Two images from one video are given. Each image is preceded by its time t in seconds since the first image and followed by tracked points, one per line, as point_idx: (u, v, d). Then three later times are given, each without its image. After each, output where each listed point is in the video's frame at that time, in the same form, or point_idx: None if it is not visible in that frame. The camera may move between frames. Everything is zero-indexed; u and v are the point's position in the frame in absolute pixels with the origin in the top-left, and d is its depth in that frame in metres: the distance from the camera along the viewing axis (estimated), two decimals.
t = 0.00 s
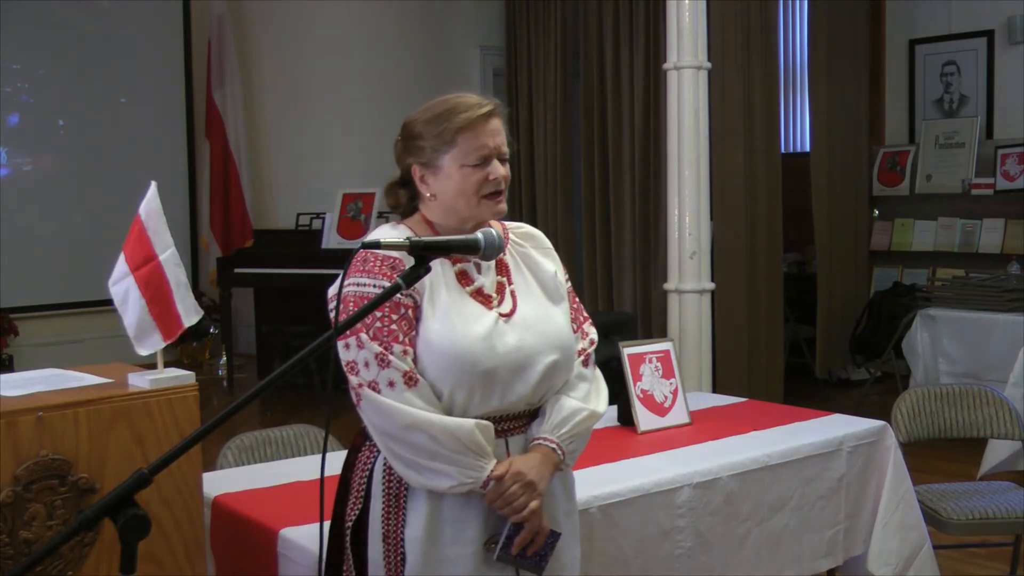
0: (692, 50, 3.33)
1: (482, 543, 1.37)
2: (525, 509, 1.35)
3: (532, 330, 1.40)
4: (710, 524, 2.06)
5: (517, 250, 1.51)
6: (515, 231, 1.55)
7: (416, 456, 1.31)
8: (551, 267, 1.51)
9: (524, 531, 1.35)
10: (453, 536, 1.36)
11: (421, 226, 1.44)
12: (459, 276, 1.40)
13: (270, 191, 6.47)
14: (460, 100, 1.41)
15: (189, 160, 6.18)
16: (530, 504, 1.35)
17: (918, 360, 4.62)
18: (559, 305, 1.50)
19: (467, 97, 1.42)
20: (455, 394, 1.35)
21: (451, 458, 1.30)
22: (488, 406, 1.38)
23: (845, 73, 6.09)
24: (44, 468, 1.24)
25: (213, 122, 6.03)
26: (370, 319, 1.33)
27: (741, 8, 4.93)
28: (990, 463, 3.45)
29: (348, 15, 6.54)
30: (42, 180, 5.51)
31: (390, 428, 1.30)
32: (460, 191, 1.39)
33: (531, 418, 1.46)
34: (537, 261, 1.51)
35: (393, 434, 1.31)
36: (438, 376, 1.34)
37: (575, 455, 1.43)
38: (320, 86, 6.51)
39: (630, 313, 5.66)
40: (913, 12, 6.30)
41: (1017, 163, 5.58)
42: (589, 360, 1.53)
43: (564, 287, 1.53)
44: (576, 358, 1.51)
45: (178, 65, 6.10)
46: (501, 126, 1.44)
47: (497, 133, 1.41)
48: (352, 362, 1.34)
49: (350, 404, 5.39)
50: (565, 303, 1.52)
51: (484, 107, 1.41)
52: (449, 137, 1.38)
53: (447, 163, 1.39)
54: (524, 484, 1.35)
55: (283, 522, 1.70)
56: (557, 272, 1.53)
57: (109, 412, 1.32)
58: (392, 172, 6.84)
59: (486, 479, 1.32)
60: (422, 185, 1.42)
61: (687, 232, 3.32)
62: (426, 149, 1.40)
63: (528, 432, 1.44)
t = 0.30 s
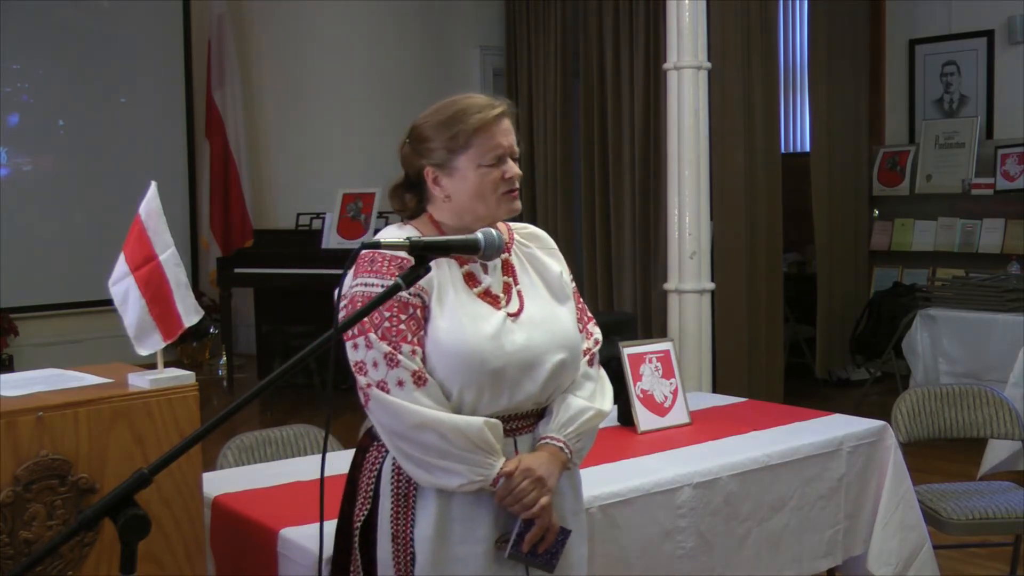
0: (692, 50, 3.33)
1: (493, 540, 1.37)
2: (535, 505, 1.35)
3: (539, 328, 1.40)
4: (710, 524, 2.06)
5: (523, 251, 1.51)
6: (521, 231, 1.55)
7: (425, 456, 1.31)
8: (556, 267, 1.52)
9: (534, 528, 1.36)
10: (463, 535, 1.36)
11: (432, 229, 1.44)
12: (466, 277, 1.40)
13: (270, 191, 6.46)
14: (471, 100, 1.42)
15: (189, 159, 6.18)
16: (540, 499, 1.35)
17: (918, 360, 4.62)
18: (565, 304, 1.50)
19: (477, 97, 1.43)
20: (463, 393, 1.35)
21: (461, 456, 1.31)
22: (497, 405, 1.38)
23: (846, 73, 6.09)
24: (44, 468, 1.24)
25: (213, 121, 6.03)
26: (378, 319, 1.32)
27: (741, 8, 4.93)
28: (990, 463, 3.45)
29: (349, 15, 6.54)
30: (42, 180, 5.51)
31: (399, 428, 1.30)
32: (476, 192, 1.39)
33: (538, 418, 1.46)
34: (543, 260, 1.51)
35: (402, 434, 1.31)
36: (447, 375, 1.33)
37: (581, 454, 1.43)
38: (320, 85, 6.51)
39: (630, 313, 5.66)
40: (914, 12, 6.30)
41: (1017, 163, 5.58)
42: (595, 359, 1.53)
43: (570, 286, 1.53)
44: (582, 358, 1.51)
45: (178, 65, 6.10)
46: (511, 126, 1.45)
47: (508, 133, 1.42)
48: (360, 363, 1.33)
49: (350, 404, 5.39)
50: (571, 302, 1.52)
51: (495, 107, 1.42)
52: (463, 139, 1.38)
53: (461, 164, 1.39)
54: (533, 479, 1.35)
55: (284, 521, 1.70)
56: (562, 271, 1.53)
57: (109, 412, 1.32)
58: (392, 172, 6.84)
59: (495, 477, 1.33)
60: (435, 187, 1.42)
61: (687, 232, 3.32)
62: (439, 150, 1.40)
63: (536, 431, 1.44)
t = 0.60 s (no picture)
0: (692, 50, 3.33)
1: (497, 541, 1.38)
2: (541, 507, 1.36)
3: (545, 330, 1.40)
4: (710, 524, 2.06)
5: (528, 253, 1.51)
6: (525, 233, 1.55)
7: (432, 456, 1.31)
8: (562, 269, 1.52)
9: (540, 529, 1.36)
10: (467, 535, 1.36)
11: (438, 228, 1.44)
12: (473, 278, 1.40)
13: (269, 191, 6.46)
14: (480, 100, 1.42)
15: (189, 159, 6.18)
16: (546, 501, 1.36)
17: (918, 360, 4.62)
18: (570, 306, 1.50)
19: (486, 98, 1.43)
20: (470, 393, 1.34)
21: (468, 457, 1.31)
22: (503, 405, 1.38)
23: (846, 72, 6.09)
24: (44, 468, 1.24)
25: (213, 121, 6.03)
26: (387, 318, 1.32)
27: (741, 9, 4.93)
28: (990, 463, 3.45)
29: (349, 15, 6.54)
30: (42, 180, 5.52)
31: (407, 428, 1.30)
32: (484, 192, 1.39)
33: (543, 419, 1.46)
34: (547, 262, 1.52)
35: (410, 433, 1.31)
36: (454, 375, 1.33)
37: (586, 456, 1.44)
38: (320, 85, 6.51)
39: (630, 313, 5.65)
40: (914, 12, 6.30)
41: (1017, 163, 5.58)
42: (597, 361, 1.54)
43: (575, 288, 1.53)
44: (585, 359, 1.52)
45: (178, 65, 6.10)
46: (519, 127, 1.45)
47: (517, 134, 1.42)
48: (370, 361, 1.33)
49: (350, 404, 5.39)
50: (576, 304, 1.53)
51: (504, 108, 1.42)
52: (472, 139, 1.38)
53: (470, 164, 1.39)
54: (540, 481, 1.35)
55: (284, 522, 1.70)
56: (567, 274, 1.53)
57: (109, 412, 1.32)
58: (391, 172, 6.84)
59: (502, 478, 1.33)
60: (442, 186, 1.42)
61: (687, 232, 3.32)
62: (448, 149, 1.40)
63: (541, 432, 1.44)
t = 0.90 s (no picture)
0: (692, 50, 3.33)
1: (499, 540, 1.38)
2: (543, 507, 1.35)
3: (547, 329, 1.40)
4: (710, 525, 2.06)
5: (529, 252, 1.51)
6: (526, 234, 1.55)
7: (435, 455, 1.31)
8: (563, 269, 1.52)
9: (542, 529, 1.36)
10: (470, 535, 1.36)
11: (438, 227, 1.44)
12: (474, 277, 1.40)
13: (269, 191, 6.46)
14: (481, 101, 1.42)
15: (189, 159, 6.18)
16: (548, 501, 1.36)
17: (918, 360, 4.62)
18: (572, 306, 1.50)
19: (487, 98, 1.43)
20: (472, 392, 1.34)
21: (471, 456, 1.31)
22: (504, 405, 1.38)
23: (846, 72, 6.09)
24: (44, 468, 1.24)
25: (213, 121, 6.03)
26: (389, 317, 1.33)
27: (741, 9, 4.93)
28: (990, 462, 3.45)
29: (349, 15, 6.55)
30: (42, 180, 5.51)
31: (409, 426, 1.30)
32: (483, 193, 1.39)
33: (545, 418, 1.46)
34: (549, 261, 1.52)
35: (413, 432, 1.31)
36: (457, 373, 1.33)
37: (587, 456, 1.44)
38: (320, 84, 6.51)
39: (630, 313, 5.65)
40: (913, 12, 6.30)
41: (1017, 163, 5.59)
42: (599, 361, 1.54)
43: (576, 288, 1.53)
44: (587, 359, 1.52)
45: (178, 65, 6.10)
46: (520, 128, 1.45)
47: (518, 135, 1.43)
48: (372, 361, 1.34)
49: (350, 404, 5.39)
50: (578, 304, 1.53)
51: (506, 108, 1.42)
52: (473, 139, 1.38)
53: (470, 164, 1.39)
54: (541, 481, 1.35)
55: (284, 521, 1.70)
56: (568, 273, 1.53)
57: (109, 412, 1.32)
58: (391, 172, 6.84)
59: (504, 477, 1.33)
60: (442, 186, 1.42)
61: (687, 232, 3.32)
62: (448, 149, 1.40)
63: (542, 432, 1.44)
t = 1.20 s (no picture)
0: (692, 50, 3.33)
1: (501, 543, 1.37)
2: (546, 509, 1.35)
3: (548, 331, 1.40)
4: (710, 525, 2.06)
5: (531, 254, 1.51)
6: (528, 235, 1.55)
7: (437, 458, 1.31)
8: (564, 271, 1.52)
9: (544, 532, 1.35)
10: (471, 536, 1.36)
11: (438, 226, 1.45)
12: (475, 280, 1.40)
13: (269, 191, 6.46)
14: (485, 102, 1.41)
15: (189, 159, 6.18)
16: (551, 503, 1.35)
17: (918, 360, 4.62)
18: (573, 308, 1.50)
19: (492, 100, 1.43)
20: (474, 394, 1.35)
21: (472, 458, 1.31)
22: (506, 407, 1.37)
23: (846, 72, 6.09)
24: (44, 468, 1.24)
25: (213, 121, 6.03)
26: (390, 320, 1.33)
27: (740, 9, 4.93)
28: (990, 462, 3.45)
29: (348, 16, 6.55)
30: (42, 180, 5.51)
31: (411, 429, 1.31)
32: (483, 195, 1.39)
33: (547, 420, 1.46)
34: (550, 264, 1.52)
35: (415, 435, 1.31)
36: (458, 376, 1.34)
37: (590, 457, 1.43)
38: (320, 84, 6.51)
39: (630, 313, 5.65)
40: (914, 12, 6.30)
41: (1017, 163, 5.58)
42: (602, 362, 1.54)
43: (578, 290, 1.53)
44: (589, 360, 1.51)
45: (178, 65, 6.10)
46: (524, 132, 1.45)
47: (521, 139, 1.42)
48: (373, 363, 1.34)
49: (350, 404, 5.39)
50: (580, 305, 1.52)
51: (510, 111, 1.42)
52: (475, 141, 1.38)
53: (471, 166, 1.39)
54: (544, 484, 1.35)
55: (284, 522, 1.70)
56: (569, 275, 1.53)
57: (109, 412, 1.32)
58: (390, 171, 6.84)
59: (505, 480, 1.33)
60: (443, 186, 1.43)
61: (687, 232, 3.32)
62: (450, 150, 1.40)
63: (545, 434, 1.44)
